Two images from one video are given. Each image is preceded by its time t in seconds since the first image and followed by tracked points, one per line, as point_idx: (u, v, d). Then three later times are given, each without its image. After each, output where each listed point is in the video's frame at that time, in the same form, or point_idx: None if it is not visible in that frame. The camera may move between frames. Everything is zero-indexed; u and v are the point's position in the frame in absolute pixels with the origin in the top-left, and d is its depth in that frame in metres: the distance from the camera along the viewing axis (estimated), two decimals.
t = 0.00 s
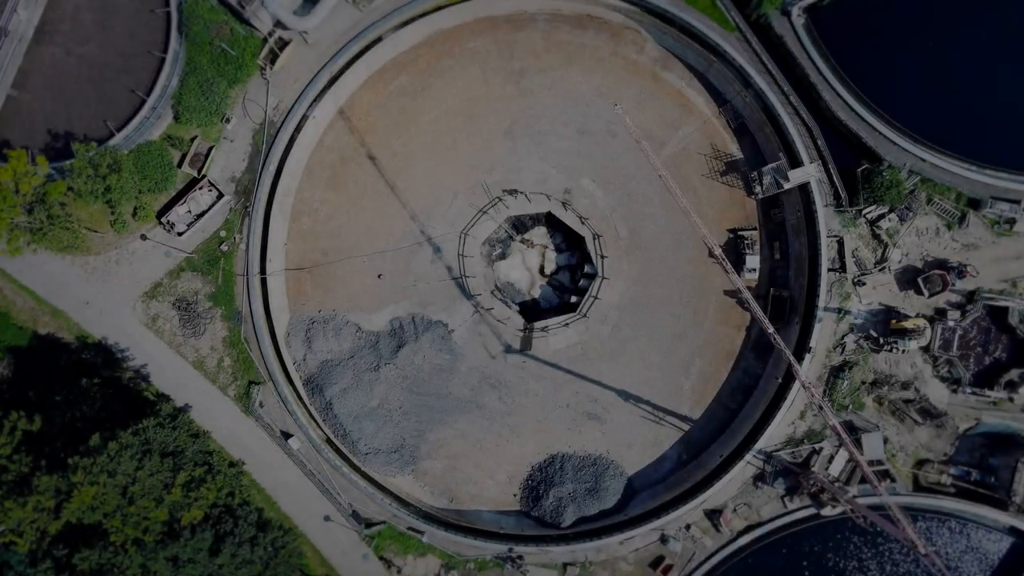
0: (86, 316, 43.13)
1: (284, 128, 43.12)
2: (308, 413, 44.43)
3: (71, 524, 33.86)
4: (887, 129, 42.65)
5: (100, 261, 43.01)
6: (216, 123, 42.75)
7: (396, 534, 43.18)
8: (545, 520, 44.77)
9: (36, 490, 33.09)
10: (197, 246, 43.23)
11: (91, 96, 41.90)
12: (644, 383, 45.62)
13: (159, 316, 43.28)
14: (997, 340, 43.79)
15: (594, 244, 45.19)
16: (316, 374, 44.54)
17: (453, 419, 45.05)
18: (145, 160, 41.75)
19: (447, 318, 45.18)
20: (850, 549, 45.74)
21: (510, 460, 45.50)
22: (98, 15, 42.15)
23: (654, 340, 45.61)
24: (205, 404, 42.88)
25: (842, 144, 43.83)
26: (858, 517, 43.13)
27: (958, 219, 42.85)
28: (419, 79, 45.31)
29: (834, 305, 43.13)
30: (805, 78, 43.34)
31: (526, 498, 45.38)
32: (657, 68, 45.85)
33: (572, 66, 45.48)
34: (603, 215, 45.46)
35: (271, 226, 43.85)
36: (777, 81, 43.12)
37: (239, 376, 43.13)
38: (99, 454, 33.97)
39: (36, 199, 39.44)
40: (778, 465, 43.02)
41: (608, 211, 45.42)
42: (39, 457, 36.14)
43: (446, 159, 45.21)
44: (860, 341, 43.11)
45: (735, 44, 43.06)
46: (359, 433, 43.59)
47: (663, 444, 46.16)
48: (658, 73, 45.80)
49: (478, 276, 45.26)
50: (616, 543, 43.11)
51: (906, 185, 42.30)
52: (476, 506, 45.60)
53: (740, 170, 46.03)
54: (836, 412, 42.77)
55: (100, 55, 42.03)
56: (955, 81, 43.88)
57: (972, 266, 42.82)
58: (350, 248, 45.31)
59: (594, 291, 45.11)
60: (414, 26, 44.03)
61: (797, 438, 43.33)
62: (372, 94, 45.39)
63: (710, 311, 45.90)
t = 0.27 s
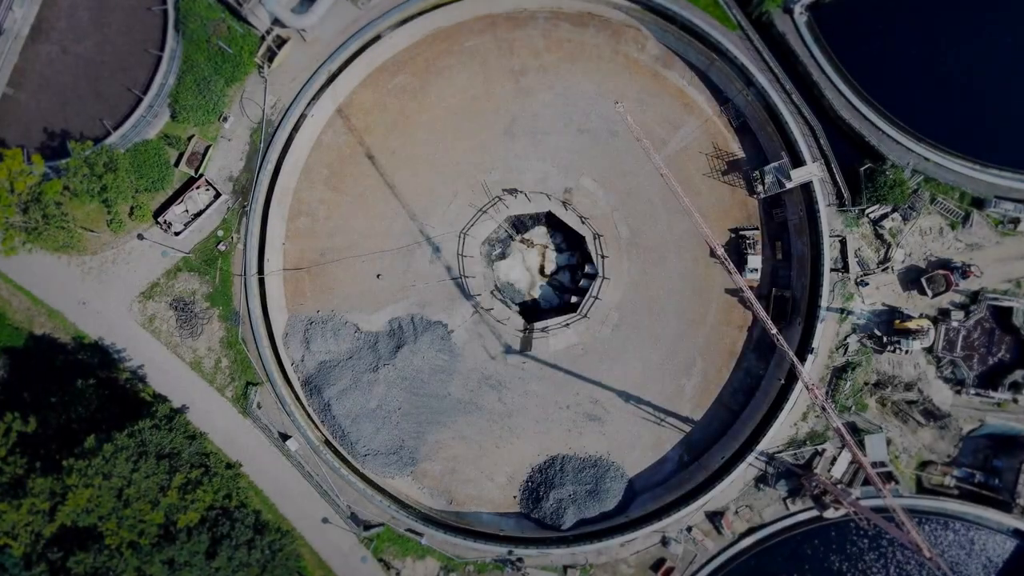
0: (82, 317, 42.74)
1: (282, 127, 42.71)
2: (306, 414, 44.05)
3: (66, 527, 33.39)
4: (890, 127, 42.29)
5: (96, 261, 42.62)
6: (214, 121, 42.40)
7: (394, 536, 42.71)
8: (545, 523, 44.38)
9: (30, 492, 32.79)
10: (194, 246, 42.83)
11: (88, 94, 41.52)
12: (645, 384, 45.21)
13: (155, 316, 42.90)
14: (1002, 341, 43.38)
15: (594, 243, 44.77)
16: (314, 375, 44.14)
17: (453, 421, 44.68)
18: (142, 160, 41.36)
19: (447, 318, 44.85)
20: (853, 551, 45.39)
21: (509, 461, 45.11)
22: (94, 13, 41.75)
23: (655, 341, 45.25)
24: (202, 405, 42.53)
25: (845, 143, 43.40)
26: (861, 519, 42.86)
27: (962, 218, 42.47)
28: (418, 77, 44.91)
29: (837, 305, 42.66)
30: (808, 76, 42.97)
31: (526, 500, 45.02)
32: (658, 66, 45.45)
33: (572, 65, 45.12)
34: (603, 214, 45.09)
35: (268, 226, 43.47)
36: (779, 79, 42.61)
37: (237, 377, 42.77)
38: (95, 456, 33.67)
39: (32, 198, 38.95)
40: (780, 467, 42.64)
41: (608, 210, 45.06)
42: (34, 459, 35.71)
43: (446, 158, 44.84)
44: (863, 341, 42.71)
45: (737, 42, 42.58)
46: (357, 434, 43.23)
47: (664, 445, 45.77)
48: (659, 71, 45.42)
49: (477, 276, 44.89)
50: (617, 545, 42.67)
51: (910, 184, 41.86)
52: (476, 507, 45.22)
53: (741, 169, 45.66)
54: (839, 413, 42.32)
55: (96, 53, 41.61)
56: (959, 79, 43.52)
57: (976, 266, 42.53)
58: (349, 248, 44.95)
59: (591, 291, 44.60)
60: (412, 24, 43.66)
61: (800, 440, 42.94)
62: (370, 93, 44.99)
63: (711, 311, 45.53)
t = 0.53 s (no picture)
0: (79, 317, 42.48)
1: (280, 126, 42.39)
2: (304, 415, 43.74)
3: (61, 529, 32.90)
4: (893, 126, 42.08)
5: (93, 261, 42.33)
6: (212, 121, 42.09)
7: (394, 538, 42.46)
8: (545, 524, 44.02)
9: (25, 494, 32.34)
10: (192, 246, 42.49)
11: (84, 92, 41.16)
12: (646, 385, 44.87)
13: (153, 317, 42.58)
14: (1005, 343, 42.96)
15: (594, 243, 44.47)
16: (313, 376, 43.80)
17: (452, 422, 44.36)
18: (140, 160, 41.01)
19: (446, 319, 44.55)
20: (856, 554, 45.04)
21: (509, 462, 44.79)
22: (91, 11, 41.41)
23: (656, 342, 44.96)
24: (200, 407, 42.23)
25: (848, 142, 43.08)
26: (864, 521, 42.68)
27: (965, 218, 42.07)
28: (417, 76, 44.54)
29: (839, 305, 42.36)
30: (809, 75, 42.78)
31: (526, 501, 44.67)
32: (659, 65, 45.07)
33: (572, 64, 44.77)
34: (604, 214, 44.77)
35: (266, 226, 43.14)
36: (781, 77, 42.44)
37: (235, 378, 42.42)
38: (90, 458, 33.30)
39: (28, 198, 38.60)
40: (782, 468, 42.42)
41: (609, 210, 44.73)
42: (29, 461, 35.28)
43: (445, 157, 44.52)
44: (866, 341, 42.45)
45: (738, 41, 42.40)
46: (356, 435, 42.99)
47: (665, 447, 45.44)
48: (660, 70, 45.05)
49: (477, 276, 44.60)
50: (618, 547, 42.34)
51: (913, 183, 41.58)
52: (475, 509, 44.92)
53: (743, 169, 45.33)
54: (842, 414, 42.07)
55: (93, 51, 41.29)
56: (962, 78, 43.18)
57: (980, 266, 42.00)
58: (347, 248, 44.65)
59: (592, 292, 44.39)
60: (411, 23, 43.28)
61: (802, 441, 42.61)
62: (369, 92, 44.62)
63: (712, 311, 45.19)
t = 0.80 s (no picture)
0: (75, 317, 42.13)
1: (278, 125, 42.05)
2: (302, 416, 43.39)
3: (55, 532, 32.66)
4: (896, 125, 41.74)
5: (89, 261, 41.96)
6: (209, 119, 41.69)
7: (392, 540, 42.07)
8: (545, 526, 43.62)
9: (19, 497, 32.13)
10: (189, 246, 42.12)
11: (80, 90, 40.73)
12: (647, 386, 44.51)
13: (149, 317, 42.22)
14: (1009, 343, 42.54)
15: (594, 243, 44.15)
16: (311, 377, 43.51)
17: (452, 423, 43.99)
18: (136, 158, 40.78)
19: (446, 319, 44.20)
20: (859, 555, 44.68)
21: (509, 464, 44.40)
22: (87, 8, 40.99)
23: (657, 342, 44.59)
24: (197, 408, 41.84)
25: (851, 141, 42.76)
26: (867, 523, 42.34)
27: (969, 218, 41.69)
28: (416, 75, 44.18)
29: (842, 305, 41.96)
30: (812, 73, 42.49)
31: (526, 504, 44.27)
32: (660, 63, 44.68)
33: (573, 62, 44.40)
34: (604, 213, 44.41)
35: (264, 226, 42.77)
36: (783, 76, 41.97)
37: (232, 379, 42.02)
38: (85, 460, 32.94)
39: (23, 198, 38.26)
40: (783, 471, 41.94)
41: (609, 209, 44.36)
42: (24, 463, 34.97)
43: (444, 157, 44.18)
44: (869, 341, 42.08)
45: (740, 38, 42.02)
46: (355, 436, 42.67)
47: (666, 448, 45.06)
48: (661, 69, 44.68)
49: (476, 276, 44.18)
50: (619, 550, 41.95)
51: (916, 183, 41.16)
52: (475, 511, 44.55)
53: (745, 168, 44.97)
54: (846, 415, 41.73)
55: (89, 50, 40.87)
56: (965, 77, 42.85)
57: (984, 266, 41.80)
58: (346, 248, 44.31)
59: (592, 292, 44.05)
60: (411, 21, 42.88)
61: (804, 442, 42.15)
62: (368, 91, 44.26)
63: (714, 311, 44.82)
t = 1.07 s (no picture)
0: (71, 318, 41.75)
1: (276, 123, 41.68)
2: (300, 417, 43.03)
3: (50, 535, 32.23)
4: (898, 124, 41.28)
5: (85, 261, 41.55)
6: (206, 118, 41.28)
7: (391, 543, 41.69)
8: (545, 528, 43.24)
9: (13, 500, 31.73)
10: (186, 245, 41.75)
11: (76, 89, 40.26)
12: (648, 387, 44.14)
13: (146, 317, 41.80)
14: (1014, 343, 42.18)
15: (594, 243, 43.80)
16: (309, 378, 43.07)
17: (450, 424, 43.64)
18: (132, 157, 40.54)
19: (445, 320, 43.91)
20: (861, 558, 44.27)
21: (509, 465, 44.02)
22: (83, 6, 40.56)
23: (657, 343, 44.20)
24: (194, 409, 41.45)
25: (853, 140, 42.37)
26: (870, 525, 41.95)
27: (973, 217, 41.33)
28: (416, 73, 43.78)
29: (844, 306, 41.60)
30: (815, 71, 42.11)
31: (526, 505, 43.92)
32: (661, 62, 44.25)
33: (573, 60, 44.00)
34: (605, 213, 44.06)
35: (261, 225, 42.38)
36: (785, 75, 41.66)
37: (230, 380, 41.61)
38: (80, 463, 32.59)
39: (18, 197, 38.01)
40: (786, 472, 41.49)
41: (610, 209, 43.99)
42: (19, 466, 34.58)
43: (444, 156, 43.81)
44: (872, 341, 41.68)
45: (741, 37, 41.56)
46: (354, 437, 42.29)
47: (667, 450, 44.68)
48: (662, 67, 44.27)
49: (476, 276, 43.79)
50: (619, 552, 41.61)
51: (920, 182, 40.85)
52: (474, 512, 44.20)
53: (746, 167, 44.58)
54: (848, 416, 41.30)
55: (85, 48, 40.43)
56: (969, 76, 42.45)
57: (988, 266, 41.49)
58: (344, 248, 43.95)
59: (592, 292, 43.67)
60: (409, 18, 42.46)
61: (807, 444, 41.71)
62: (366, 89, 43.86)
63: (715, 312, 44.45)
